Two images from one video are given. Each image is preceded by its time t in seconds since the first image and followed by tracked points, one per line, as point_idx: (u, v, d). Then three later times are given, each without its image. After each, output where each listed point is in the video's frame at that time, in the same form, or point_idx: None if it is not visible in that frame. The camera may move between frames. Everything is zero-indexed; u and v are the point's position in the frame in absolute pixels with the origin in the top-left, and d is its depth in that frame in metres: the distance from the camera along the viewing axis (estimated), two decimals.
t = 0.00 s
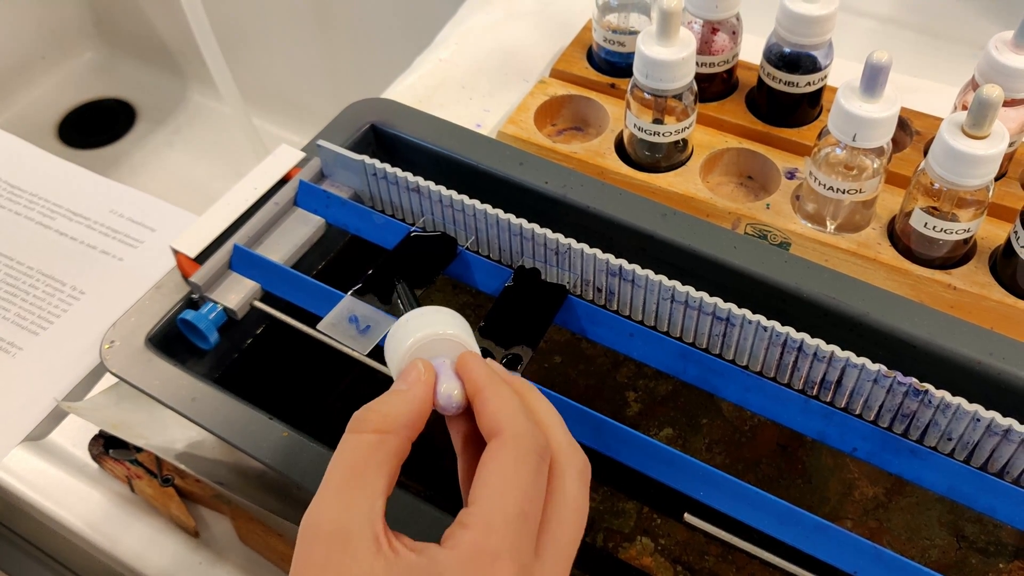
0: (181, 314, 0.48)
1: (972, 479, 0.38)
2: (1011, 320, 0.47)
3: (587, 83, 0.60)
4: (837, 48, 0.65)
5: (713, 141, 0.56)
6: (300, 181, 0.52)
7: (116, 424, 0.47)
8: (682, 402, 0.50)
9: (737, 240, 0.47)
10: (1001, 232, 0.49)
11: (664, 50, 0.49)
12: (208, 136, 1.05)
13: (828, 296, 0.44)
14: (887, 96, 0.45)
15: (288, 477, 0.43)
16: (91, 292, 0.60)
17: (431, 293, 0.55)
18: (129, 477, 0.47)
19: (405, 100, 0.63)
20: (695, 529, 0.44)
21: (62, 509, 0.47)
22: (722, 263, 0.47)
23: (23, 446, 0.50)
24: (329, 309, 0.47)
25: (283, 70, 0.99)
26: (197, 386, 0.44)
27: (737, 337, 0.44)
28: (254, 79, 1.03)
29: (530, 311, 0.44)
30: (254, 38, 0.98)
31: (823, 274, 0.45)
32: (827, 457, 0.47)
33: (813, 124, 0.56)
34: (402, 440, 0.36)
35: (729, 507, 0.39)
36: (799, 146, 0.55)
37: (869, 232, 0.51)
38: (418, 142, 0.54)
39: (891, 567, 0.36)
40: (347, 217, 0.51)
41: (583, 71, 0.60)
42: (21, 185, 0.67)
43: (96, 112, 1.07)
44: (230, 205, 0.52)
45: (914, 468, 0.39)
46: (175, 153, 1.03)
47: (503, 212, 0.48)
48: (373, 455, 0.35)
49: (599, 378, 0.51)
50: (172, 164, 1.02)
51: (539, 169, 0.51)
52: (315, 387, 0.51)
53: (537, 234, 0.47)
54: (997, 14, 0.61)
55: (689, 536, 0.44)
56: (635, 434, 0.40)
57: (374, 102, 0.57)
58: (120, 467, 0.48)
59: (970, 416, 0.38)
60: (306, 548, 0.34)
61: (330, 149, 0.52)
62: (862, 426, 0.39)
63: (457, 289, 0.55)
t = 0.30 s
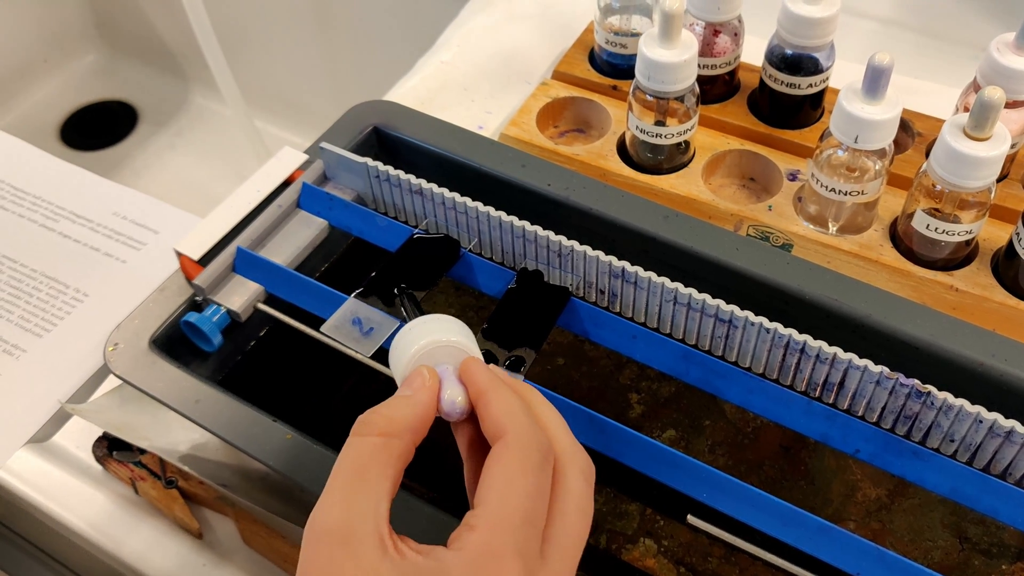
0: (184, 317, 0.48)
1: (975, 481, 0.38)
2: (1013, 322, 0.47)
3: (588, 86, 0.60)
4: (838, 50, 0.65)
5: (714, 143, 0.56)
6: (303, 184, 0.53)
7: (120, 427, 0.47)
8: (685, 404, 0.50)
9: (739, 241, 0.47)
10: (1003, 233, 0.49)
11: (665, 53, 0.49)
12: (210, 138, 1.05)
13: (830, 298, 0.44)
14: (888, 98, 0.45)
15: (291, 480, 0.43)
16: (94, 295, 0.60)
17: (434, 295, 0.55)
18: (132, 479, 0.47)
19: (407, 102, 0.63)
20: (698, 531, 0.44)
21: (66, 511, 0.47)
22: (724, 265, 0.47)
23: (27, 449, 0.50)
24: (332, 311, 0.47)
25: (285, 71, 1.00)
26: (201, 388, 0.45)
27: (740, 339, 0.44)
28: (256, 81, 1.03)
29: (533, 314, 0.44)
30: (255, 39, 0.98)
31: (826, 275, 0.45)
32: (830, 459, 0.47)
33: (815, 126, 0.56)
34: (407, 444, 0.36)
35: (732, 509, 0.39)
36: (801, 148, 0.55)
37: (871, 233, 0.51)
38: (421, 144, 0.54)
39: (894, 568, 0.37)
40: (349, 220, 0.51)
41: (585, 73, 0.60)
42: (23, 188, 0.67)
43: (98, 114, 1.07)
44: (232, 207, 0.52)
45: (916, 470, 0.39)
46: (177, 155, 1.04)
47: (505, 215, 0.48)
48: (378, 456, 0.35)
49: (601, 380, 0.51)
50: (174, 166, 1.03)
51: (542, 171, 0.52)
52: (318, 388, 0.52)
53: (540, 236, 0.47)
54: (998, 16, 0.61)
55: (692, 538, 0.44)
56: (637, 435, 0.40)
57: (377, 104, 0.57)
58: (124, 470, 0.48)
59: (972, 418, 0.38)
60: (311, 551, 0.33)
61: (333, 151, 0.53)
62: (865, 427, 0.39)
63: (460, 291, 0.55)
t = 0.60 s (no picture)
0: (187, 318, 0.48)
1: (977, 483, 0.38)
2: (1015, 323, 0.47)
3: (591, 87, 0.60)
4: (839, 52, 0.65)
5: (716, 145, 0.56)
6: (305, 186, 0.53)
7: (123, 428, 0.47)
8: (687, 405, 0.50)
9: (742, 243, 0.47)
10: (1005, 235, 0.49)
11: (667, 54, 0.49)
12: (211, 139, 1.05)
13: (832, 300, 0.44)
14: (891, 99, 0.45)
15: (294, 481, 0.43)
16: (97, 296, 0.60)
17: (436, 297, 0.55)
18: (135, 480, 0.47)
19: (409, 103, 0.64)
20: (700, 532, 0.44)
21: (69, 512, 0.47)
22: (728, 268, 0.47)
23: (30, 450, 0.50)
24: (335, 313, 0.47)
25: (287, 72, 1.00)
26: (204, 390, 0.45)
27: (742, 341, 0.44)
28: (257, 82, 1.03)
29: (536, 315, 0.44)
30: (257, 40, 0.98)
31: (828, 277, 0.45)
32: (831, 461, 0.47)
33: (817, 127, 0.56)
34: (420, 452, 0.36)
35: (735, 511, 0.39)
36: (803, 150, 0.55)
37: (873, 235, 0.51)
38: (423, 146, 0.54)
39: (896, 569, 0.37)
40: (352, 221, 0.51)
41: (588, 74, 0.60)
42: (26, 189, 0.67)
43: (100, 114, 1.07)
44: (235, 208, 0.52)
45: (919, 472, 0.39)
46: (179, 155, 1.04)
47: (508, 216, 0.48)
48: (390, 466, 0.35)
49: (604, 382, 0.51)
50: (176, 166, 1.03)
51: (544, 172, 0.52)
52: (324, 389, 0.54)
53: (543, 238, 0.47)
54: (999, 17, 0.62)
55: (694, 539, 0.44)
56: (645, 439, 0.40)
57: (378, 105, 0.57)
58: (127, 472, 0.48)
59: (974, 419, 0.38)
60: (321, 559, 0.34)
61: (336, 153, 0.53)
62: (868, 429, 0.39)
63: (462, 293, 0.55)
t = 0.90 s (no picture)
0: (185, 319, 0.48)
1: (976, 483, 0.37)
2: (1014, 324, 0.47)
3: (590, 87, 0.60)
4: (839, 52, 0.65)
5: (715, 145, 0.56)
6: (304, 186, 0.53)
7: (121, 429, 0.47)
8: (686, 406, 0.50)
9: (740, 244, 0.47)
10: (1005, 235, 0.49)
11: (666, 55, 0.49)
12: (211, 140, 1.05)
13: (831, 300, 0.44)
14: (890, 100, 0.45)
15: (292, 482, 0.43)
16: (95, 296, 0.60)
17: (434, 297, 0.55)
18: (134, 481, 0.47)
19: (408, 104, 0.63)
20: (698, 533, 0.44)
21: (68, 512, 0.47)
22: (727, 268, 0.47)
23: (29, 451, 0.50)
24: (334, 313, 0.47)
25: (286, 73, 1.00)
26: (202, 391, 0.45)
27: (741, 341, 0.44)
28: (257, 82, 1.03)
29: (534, 316, 0.44)
30: (257, 41, 0.98)
31: (827, 277, 0.45)
32: (830, 462, 0.47)
33: (816, 128, 0.56)
34: (424, 436, 0.36)
35: (734, 513, 0.39)
36: (802, 150, 0.55)
37: (872, 235, 0.51)
38: (421, 146, 0.54)
39: (894, 569, 0.37)
40: (350, 222, 0.51)
41: (586, 75, 0.60)
42: (25, 189, 0.67)
43: (99, 115, 1.07)
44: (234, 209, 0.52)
45: (918, 472, 0.39)
46: (178, 156, 1.04)
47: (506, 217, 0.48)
48: (394, 449, 0.35)
49: (603, 383, 0.51)
50: (176, 167, 1.03)
51: (542, 173, 0.51)
52: (321, 390, 0.52)
53: (541, 239, 0.47)
54: (999, 18, 0.61)
55: (693, 540, 0.44)
56: (635, 439, 0.40)
57: (377, 106, 0.57)
58: (125, 471, 0.48)
59: (973, 420, 0.38)
60: (326, 542, 0.34)
61: (334, 153, 0.53)
62: (866, 429, 0.39)
63: (461, 293, 0.55)
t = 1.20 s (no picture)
0: (184, 319, 0.48)
1: (975, 483, 0.37)
2: (1013, 324, 0.47)
3: (588, 88, 0.60)
4: (837, 52, 0.65)
5: (714, 145, 0.56)
6: (303, 186, 0.53)
7: (119, 429, 0.47)
8: (684, 406, 0.50)
9: (739, 244, 0.47)
10: (1003, 235, 0.49)
11: (665, 55, 0.49)
12: (210, 140, 1.05)
13: (830, 300, 0.44)
14: (889, 100, 0.45)
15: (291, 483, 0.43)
16: (94, 296, 0.60)
17: (433, 297, 0.55)
18: (132, 481, 0.47)
19: (407, 104, 0.64)
20: (697, 533, 0.44)
21: (66, 513, 0.47)
22: (725, 270, 0.47)
23: (28, 451, 0.50)
24: (332, 314, 0.47)
25: (286, 73, 1.00)
26: (201, 391, 0.45)
27: (739, 342, 0.44)
28: (256, 83, 1.03)
29: (533, 317, 0.44)
30: (256, 41, 0.98)
31: (826, 278, 0.45)
32: (829, 462, 0.47)
33: (815, 128, 0.56)
34: (421, 463, 0.36)
35: (732, 514, 0.39)
36: (801, 150, 0.55)
37: (870, 236, 0.51)
38: (420, 146, 0.54)
39: (893, 569, 0.37)
40: (349, 222, 0.51)
41: (585, 75, 0.60)
42: (24, 190, 0.68)
43: (98, 115, 1.07)
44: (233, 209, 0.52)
45: (916, 472, 0.39)
46: (177, 156, 1.04)
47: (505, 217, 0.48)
48: (392, 474, 0.35)
49: (601, 383, 0.51)
50: (175, 167, 1.03)
51: (541, 173, 0.52)
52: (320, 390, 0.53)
53: (540, 239, 0.47)
54: (998, 18, 0.61)
55: (691, 541, 0.44)
56: (638, 439, 0.40)
57: (375, 106, 0.57)
58: (124, 472, 0.48)
59: (972, 420, 0.38)
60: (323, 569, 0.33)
61: (332, 154, 0.53)
62: (864, 429, 0.39)
63: (460, 293, 0.55)
